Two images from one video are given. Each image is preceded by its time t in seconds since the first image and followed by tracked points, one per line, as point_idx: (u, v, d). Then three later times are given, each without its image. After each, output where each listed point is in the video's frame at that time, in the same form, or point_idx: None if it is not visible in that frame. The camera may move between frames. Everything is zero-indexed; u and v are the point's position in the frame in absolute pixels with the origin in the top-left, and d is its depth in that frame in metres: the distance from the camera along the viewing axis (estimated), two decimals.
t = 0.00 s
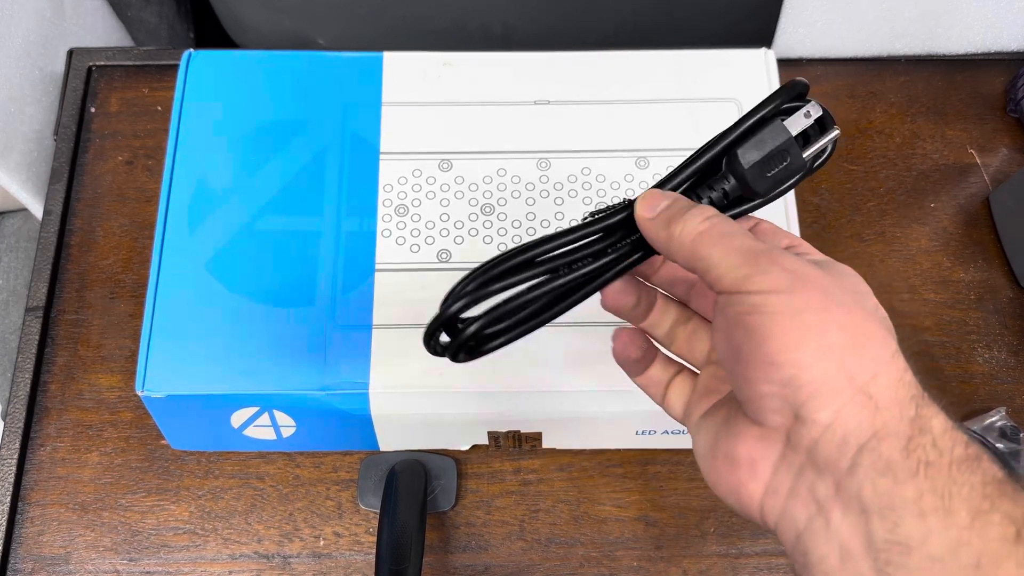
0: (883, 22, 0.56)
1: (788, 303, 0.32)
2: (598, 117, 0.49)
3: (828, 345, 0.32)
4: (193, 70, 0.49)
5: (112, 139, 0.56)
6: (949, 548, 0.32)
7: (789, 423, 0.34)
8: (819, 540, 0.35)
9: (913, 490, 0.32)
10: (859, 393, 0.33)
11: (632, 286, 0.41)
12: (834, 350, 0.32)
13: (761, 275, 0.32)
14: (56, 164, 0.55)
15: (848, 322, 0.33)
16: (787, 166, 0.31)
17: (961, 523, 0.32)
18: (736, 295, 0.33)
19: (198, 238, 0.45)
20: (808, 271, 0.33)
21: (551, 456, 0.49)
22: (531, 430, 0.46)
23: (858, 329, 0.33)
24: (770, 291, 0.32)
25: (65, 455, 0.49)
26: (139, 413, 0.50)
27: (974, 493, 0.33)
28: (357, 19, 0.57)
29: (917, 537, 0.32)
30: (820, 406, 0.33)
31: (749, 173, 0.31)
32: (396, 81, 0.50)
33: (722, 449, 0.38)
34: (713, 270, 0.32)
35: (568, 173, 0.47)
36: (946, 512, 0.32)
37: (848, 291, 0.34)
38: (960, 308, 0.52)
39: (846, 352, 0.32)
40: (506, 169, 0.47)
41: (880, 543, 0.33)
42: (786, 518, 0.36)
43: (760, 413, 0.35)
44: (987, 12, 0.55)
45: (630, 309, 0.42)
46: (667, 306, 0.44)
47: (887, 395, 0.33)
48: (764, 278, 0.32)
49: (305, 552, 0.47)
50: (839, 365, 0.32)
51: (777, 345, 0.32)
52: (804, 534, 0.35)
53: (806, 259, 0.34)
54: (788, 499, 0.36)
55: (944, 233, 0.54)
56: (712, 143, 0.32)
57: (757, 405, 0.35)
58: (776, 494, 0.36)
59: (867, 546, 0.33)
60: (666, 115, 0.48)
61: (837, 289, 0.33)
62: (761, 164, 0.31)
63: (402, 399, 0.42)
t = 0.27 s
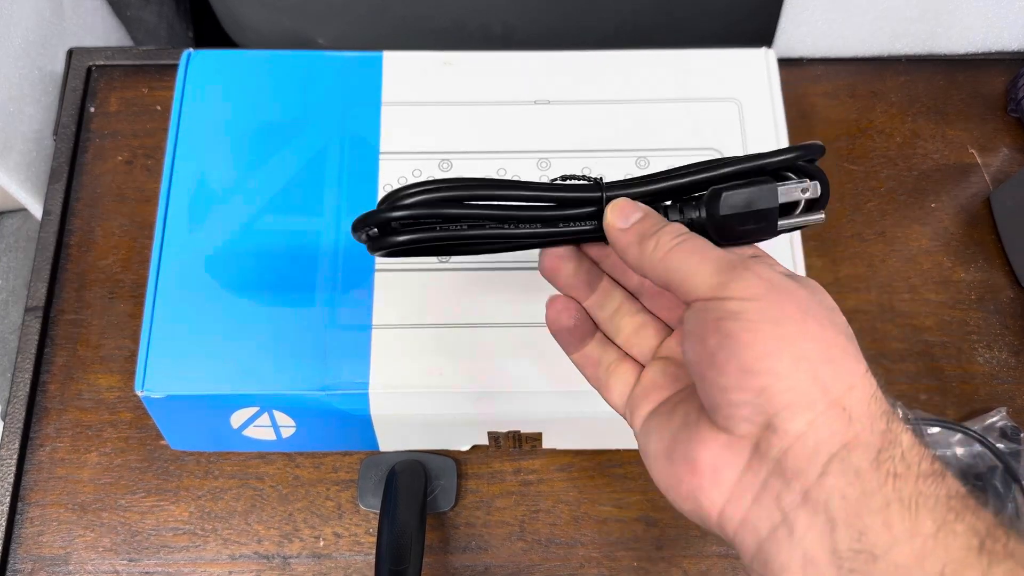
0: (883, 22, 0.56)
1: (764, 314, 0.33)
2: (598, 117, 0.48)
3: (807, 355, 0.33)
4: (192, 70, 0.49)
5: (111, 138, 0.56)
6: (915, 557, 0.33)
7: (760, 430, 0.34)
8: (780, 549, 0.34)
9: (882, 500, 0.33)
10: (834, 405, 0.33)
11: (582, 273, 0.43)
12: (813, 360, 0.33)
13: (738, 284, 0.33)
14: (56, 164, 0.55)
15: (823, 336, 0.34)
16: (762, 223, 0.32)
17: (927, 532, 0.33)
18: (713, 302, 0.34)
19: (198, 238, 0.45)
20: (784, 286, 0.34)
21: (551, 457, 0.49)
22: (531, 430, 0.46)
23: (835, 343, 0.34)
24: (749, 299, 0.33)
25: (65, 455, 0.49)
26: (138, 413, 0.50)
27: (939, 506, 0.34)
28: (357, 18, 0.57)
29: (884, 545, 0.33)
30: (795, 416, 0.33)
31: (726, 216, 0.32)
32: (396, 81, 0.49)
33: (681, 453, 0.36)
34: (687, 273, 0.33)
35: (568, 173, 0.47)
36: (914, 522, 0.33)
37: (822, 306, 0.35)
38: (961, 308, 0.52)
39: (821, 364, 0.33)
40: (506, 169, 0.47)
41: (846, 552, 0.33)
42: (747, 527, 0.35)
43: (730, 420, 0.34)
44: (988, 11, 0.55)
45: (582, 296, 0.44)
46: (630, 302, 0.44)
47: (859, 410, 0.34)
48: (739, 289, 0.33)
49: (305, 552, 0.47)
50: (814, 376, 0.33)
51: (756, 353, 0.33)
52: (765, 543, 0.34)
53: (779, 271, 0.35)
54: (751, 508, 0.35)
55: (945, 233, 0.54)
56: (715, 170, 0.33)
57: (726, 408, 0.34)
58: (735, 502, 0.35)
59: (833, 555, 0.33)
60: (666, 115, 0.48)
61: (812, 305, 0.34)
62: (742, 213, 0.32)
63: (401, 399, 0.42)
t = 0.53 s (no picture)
0: (884, 22, 0.56)
1: (767, 313, 0.33)
2: (598, 117, 0.48)
3: (808, 357, 0.33)
4: (192, 71, 0.49)
5: (111, 138, 0.56)
6: (919, 558, 0.33)
7: (763, 432, 0.34)
8: (785, 550, 0.34)
9: (885, 501, 0.33)
10: (835, 405, 0.33)
11: (578, 265, 0.42)
12: (814, 361, 0.33)
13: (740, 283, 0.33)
14: (56, 164, 0.55)
15: (823, 336, 0.34)
16: (755, 239, 0.34)
17: (930, 533, 0.33)
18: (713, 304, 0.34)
19: (197, 239, 0.45)
20: (785, 286, 0.34)
21: (551, 457, 0.49)
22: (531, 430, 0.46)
23: (835, 344, 0.34)
24: (750, 300, 0.33)
25: (64, 455, 0.49)
26: (138, 413, 0.50)
27: (942, 506, 0.34)
28: (357, 18, 0.57)
29: (887, 546, 0.33)
30: (798, 417, 0.33)
31: (722, 229, 0.33)
32: (396, 81, 0.49)
33: (684, 455, 0.36)
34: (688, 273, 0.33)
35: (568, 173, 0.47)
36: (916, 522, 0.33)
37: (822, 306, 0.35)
38: (961, 308, 0.52)
39: (821, 365, 0.33)
40: (506, 169, 0.47)
41: (849, 553, 0.33)
42: (750, 529, 0.35)
43: (732, 421, 0.34)
44: (989, 11, 0.55)
45: (578, 288, 0.43)
46: (628, 298, 0.44)
47: (861, 409, 0.34)
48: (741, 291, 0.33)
49: (305, 552, 0.47)
50: (815, 376, 0.33)
51: (758, 353, 0.33)
52: (768, 544, 0.34)
53: (780, 272, 0.35)
54: (754, 508, 0.35)
55: (945, 233, 0.54)
56: (721, 180, 0.33)
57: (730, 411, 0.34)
58: (739, 503, 0.35)
59: (835, 556, 0.33)
60: (667, 115, 0.48)
61: (813, 304, 0.34)
62: (738, 229, 0.33)
63: (400, 400, 0.42)
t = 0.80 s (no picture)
0: (884, 21, 0.56)
1: (766, 310, 0.33)
2: (598, 117, 0.48)
3: (807, 354, 0.33)
4: (191, 71, 0.49)
5: (111, 138, 0.56)
6: (918, 556, 0.33)
7: (762, 429, 0.34)
8: (784, 549, 0.34)
9: (884, 499, 0.33)
10: (835, 403, 0.33)
11: (576, 262, 0.43)
12: (813, 357, 0.33)
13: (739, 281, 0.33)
14: (55, 163, 0.55)
15: (823, 334, 0.34)
16: (754, 232, 0.34)
17: (929, 531, 0.33)
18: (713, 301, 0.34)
19: (197, 239, 0.45)
20: (785, 283, 0.34)
21: (551, 457, 0.49)
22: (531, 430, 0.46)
23: (835, 341, 0.34)
24: (749, 298, 0.33)
25: (64, 455, 0.49)
26: (138, 414, 0.50)
27: (942, 504, 0.34)
28: (357, 18, 0.57)
29: (886, 544, 0.33)
30: (798, 414, 0.33)
31: (722, 224, 0.33)
32: (396, 81, 0.49)
33: (682, 452, 0.36)
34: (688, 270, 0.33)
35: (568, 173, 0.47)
36: (916, 520, 0.33)
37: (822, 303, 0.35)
38: (962, 308, 0.52)
39: (820, 362, 0.33)
40: (505, 169, 0.47)
41: (847, 551, 0.33)
42: (749, 526, 0.35)
43: (731, 420, 0.34)
44: (989, 11, 0.55)
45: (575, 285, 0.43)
46: (627, 297, 0.44)
47: (860, 407, 0.34)
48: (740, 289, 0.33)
49: (305, 552, 0.47)
50: (815, 374, 0.33)
51: (757, 351, 0.33)
52: (767, 542, 0.34)
53: (779, 269, 0.35)
54: (754, 507, 0.35)
55: (945, 233, 0.54)
56: (723, 173, 0.33)
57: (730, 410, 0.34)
58: (738, 502, 0.35)
59: (834, 554, 0.33)
60: (667, 115, 0.48)
61: (812, 301, 0.34)
62: (737, 223, 0.33)
63: (398, 398, 0.42)
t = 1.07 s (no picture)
0: (884, 21, 0.56)
1: (767, 311, 0.33)
2: (598, 117, 0.48)
3: (807, 356, 0.33)
4: (191, 72, 0.49)
5: (110, 138, 0.56)
6: (917, 557, 0.32)
7: (762, 430, 0.34)
8: (784, 550, 0.34)
9: (883, 501, 0.33)
10: (835, 405, 0.33)
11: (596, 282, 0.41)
12: (813, 360, 0.33)
13: (740, 284, 0.33)
14: (55, 163, 0.55)
15: (824, 336, 0.34)
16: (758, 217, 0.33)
17: (927, 532, 0.33)
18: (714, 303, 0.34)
19: (197, 239, 0.45)
20: (786, 285, 0.34)
21: (551, 457, 0.49)
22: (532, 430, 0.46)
23: (836, 343, 0.34)
24: (750, 300, 0.33)
25: (64, 455, 0.49)
26: (138, 413, 0.50)
27: (941, 505, 0.34)
28: (357, 18, 0.57)
29: (885, 545, 0.33)
30: (798, 416, 0.33)
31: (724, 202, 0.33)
32: (396, 81, 0.49)
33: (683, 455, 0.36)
34: (688, 270, 0.33)
35: (568, 173, 0.47)
36: (915, 522, 0.33)
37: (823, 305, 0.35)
38: (962, 308, 0.52)
39: (821, 364, 0.33)
40: (505, 169, 0.47)
41: (847, 552, 0.33)
42: (749, 527, 0.35)
43: (731, 421, 0.34)
44: (989, 11, 0.55)
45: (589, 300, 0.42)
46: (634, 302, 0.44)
47: (861, 408, 0.34)
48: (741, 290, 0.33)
49: (305, 553, 0.47)
50: (815, 375, 0.33)
51: (756, 354, 0.33)
52: (767, 544, 0.34)
53: (781, 271, 0.35)
54: (754, 507, 0.35)
55: (945, 233, 0.54)
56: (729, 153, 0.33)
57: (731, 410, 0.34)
58: (739, 503, 0.35)
59: (834, 556, 0.33)
60: (667, 115, 0.48)
61: (813, 303, 0.34)
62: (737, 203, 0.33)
63: (398, 399, 0.42)
